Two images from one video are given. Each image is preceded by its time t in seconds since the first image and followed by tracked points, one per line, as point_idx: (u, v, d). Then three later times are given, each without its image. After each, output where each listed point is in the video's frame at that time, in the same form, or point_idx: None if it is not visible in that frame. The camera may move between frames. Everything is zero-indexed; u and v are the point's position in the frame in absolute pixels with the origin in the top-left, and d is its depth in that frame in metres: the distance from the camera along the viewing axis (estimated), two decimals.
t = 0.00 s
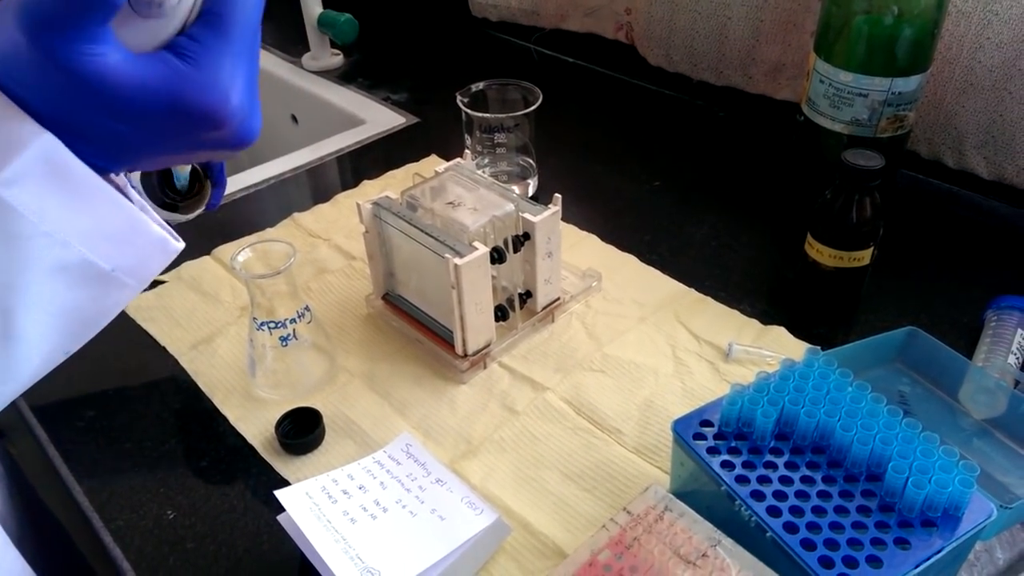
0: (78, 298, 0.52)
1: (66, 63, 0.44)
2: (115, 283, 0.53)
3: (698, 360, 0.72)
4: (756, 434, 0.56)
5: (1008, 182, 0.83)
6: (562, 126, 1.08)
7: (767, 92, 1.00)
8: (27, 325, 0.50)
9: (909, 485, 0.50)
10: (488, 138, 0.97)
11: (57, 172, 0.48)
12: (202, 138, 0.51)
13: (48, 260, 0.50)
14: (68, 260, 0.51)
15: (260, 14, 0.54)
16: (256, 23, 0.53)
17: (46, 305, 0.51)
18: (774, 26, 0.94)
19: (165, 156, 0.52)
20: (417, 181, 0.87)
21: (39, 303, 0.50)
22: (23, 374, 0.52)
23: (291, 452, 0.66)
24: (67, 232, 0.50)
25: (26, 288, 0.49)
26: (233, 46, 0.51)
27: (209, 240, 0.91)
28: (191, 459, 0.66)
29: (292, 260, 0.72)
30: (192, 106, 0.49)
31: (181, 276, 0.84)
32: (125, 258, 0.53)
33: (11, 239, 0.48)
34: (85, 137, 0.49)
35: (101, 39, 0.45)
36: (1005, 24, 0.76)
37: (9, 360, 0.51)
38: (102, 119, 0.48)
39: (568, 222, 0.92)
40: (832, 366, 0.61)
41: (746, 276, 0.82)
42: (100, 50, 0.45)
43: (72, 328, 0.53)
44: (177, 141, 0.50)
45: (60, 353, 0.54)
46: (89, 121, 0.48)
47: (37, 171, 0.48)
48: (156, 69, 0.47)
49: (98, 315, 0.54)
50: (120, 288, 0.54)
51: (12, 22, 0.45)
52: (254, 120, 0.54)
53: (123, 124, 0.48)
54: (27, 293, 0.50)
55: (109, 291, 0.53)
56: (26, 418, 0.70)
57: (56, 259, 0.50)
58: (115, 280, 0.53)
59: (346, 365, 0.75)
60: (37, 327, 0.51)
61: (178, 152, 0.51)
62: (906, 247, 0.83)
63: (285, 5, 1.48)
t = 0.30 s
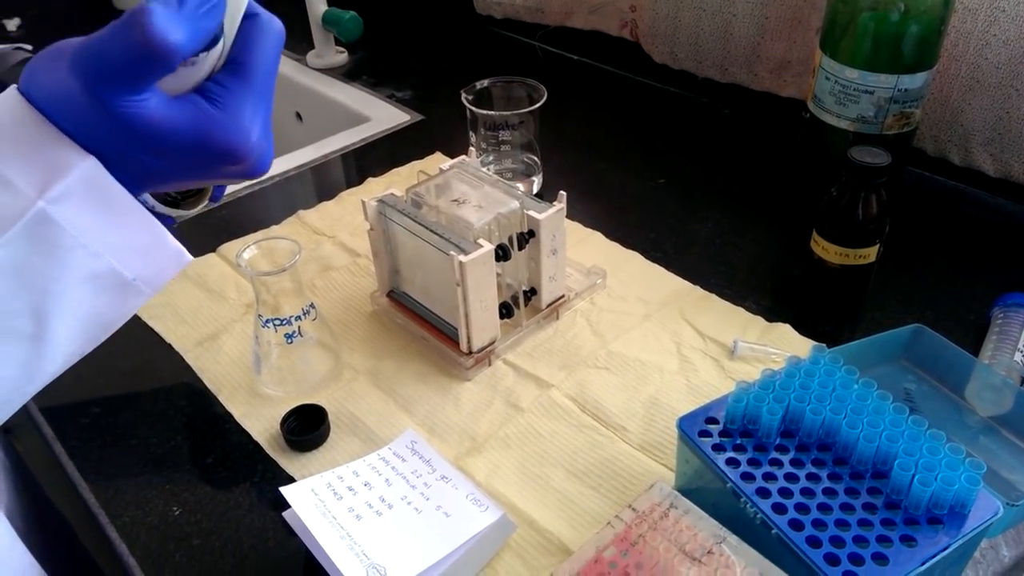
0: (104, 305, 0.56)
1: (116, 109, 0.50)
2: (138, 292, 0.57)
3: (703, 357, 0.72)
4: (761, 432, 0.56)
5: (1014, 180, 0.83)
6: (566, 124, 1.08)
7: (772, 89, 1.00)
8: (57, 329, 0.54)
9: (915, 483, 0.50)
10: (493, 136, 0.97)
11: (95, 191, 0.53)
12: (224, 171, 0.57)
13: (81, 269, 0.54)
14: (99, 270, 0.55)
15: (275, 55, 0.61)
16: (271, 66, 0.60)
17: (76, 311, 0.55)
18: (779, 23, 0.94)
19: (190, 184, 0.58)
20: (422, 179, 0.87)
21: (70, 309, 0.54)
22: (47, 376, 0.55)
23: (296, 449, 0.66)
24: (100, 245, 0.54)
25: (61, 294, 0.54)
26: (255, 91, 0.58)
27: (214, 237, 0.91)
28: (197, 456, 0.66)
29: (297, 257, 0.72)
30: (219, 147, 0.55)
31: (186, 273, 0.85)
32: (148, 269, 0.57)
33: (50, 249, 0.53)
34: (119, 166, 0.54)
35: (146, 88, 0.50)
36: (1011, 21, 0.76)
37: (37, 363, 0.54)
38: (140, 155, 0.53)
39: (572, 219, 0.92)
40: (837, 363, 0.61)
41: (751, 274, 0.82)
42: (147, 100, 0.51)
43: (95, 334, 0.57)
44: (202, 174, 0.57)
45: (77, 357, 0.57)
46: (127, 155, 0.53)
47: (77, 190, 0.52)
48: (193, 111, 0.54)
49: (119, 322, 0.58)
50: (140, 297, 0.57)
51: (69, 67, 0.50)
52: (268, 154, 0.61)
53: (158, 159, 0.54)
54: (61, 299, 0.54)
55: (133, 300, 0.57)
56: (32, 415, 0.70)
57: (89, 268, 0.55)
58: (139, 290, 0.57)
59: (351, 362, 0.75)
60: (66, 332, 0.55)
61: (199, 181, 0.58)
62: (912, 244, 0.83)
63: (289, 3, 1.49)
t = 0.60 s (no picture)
0: (107, 302, 0.56)
1: (118, 104, 0.50)
2: (141, 289, 0.57)
3: (706, 354, 0.72)
4: (764, 429, 0.56)
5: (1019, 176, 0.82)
6: (569, 120, 1.08)
7: (776, 85, 0.99)
8: (61, 324, 0.54)
9: (918, 480, 0.50)
10: (495, 132, 0.97)
11: (99, 187, 0.53)
12: (226, 172, 0.57)
13: (84, 265, 0.54)
14: (102, 265, 0.55)
15: (276, 58, 0.61)
16: (272, 68, 0.60)
17: (78, 307, 0.55)
18: (783, 19, 0.94)
19: (192, 183, 0.58)
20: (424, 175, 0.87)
21: (73, 305, 0.54)
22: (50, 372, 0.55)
23: (299, 445, 0.66)
24: (102, 240, 0.54)
25: (62, 289, 0.54)
26: (257, 91, 0.58)
27: (216, 233, 0.91)
28: (200, 453, 0.66)
29: (299, 253, 0.72)
30: (221, 145, 0.55)
31: (189, 270, 0.85)
32: (151, 266, 0.56)
33: (54, 245, 0.53)
34: (122, 163, 0.54)
35: (149, 86, 0.50)
36: (1016, 16, 0.76)
37: (40, 357, 0.54)
38: (143, 152, 0.53)
39: (575, 215, 0.91)
40: (840, 360, 0.61)
41: (754, 271, 0.81)
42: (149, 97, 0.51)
43: (98, 330, 0.57)
44: (204, 174, 0.56)
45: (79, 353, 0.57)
46: (130, 152, 0.53)
47: (81, 186, 0.53)
48: (195, 109, 0.54)
49: (122, 318, 0.58)
50: (142, 294, 0.57)
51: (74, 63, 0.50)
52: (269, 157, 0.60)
53: (160, 157, 0.54)
54: (64, 295, 0.54)
55: (135, 297, 0.57)
56: (35, 412, 0.70)
57: (92, 265, 0.55)
58: (141, 287, 0.57)
59: (354, 358, 0.75)
60: (69, 328, 0.55)
61: (202, 181, 0.57)
62: (916, 240, 0.83)
63: None
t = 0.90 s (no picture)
0: (98, 299, 0.56)
1: (106, 97, 0.50)
2: (131, 286, 0.57)
3: (703, 352, 0.72)
4: (760, 426, 0.56)
5: (1016, 172, 0.82)
6: (566, 117, 1.08)
7: (772, 82, 0.99)
8: (51, 322, 0.54)
9: (914, 477, 0.50)
10: (492, 130, 0.97)
11: (89, 184, 0.53)
12: (217, 167, 0.56)
13: (73, 262, 0.54)
14: (92, 262, 0.55)
15: (269, 53, 0.61)
16: (264, 63, 0.60)
17: (69, 304, 0.55)
18: (780, 16, 0.94)
19: (184, 179, 0.57)
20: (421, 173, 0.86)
21: (64, 302, 0.54)
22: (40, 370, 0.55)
23: (295, 444, 0.66)
24: (92, 237, 0.54)
25: (53, 286, 0.53)
26: (249, 86, 0.58)
27: (213, 232, 0.91)
28: (196, 452, 0.66)
29: (295, 252, 0.72)
30: (212, 138, 0.54)
31: (185, 269, 0.84)
32: (141, 263, 0.56)
33: (43, 242, 0.53)
34: (113, 158, 0.54)
35: (138, 79, 0.50)
36: (1013, 12, 0.76)
37: (31, 356, 0.54)
38: (133, 147, 0.53)
39: (572, 213, 0.91)
40: (837, 357, 0.61)
41: (751, 268, 0.81)
42: (137, 89, 0.50)
43: (88, 328, 0.57)
44: (195, 168, 0.56)
45: (70, 350, 0.57)
46: (120, 148, 0.53)
47: (71, 183, 0.53)
48: (185, 104, 0.53)
49: (113, 316, 0.57)
50: (133, 291, 0.57)
51: (61, 58, 0.50)
52: (260, 152, 0.60)
53: (151, 152, 0.54)
54: (55, 292, 0.54)
55: (126, 294, 0.57)
56: (31, 411, 0.70)
57: (82, 261, 0.54)
58: (132, 284, 0.57)
59: (350, 357, 0.75)
60: (60, 326, 0.55)
61: (194, 177, 0.57)
62: (913, 237, 0.83)
63: None
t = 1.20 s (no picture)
0: (95, 307, 0.56)
1: (102, 107, 0.50)
2: (128, 294, 0.57)
3: (701, 357, 0.72)
4: (758, 432, 0.56)
5: (1013, 177, 0.83)
6: (564, 123, 1.08)
7: (769, 87, 1.00)
8: (48, 330, 0.54)
9: (912, 483, 0.50)
10: (490, 135, 0.97)
11: (84, 192, 0.53)
12: (213, 174, 0.57)
13: (70, 270, 0.54)
14: (89, 270, 0.54)
15: (264, 61, 0.61)
16: (259, 70, 0.60)
17: (66, 313, 0.54)
18: (777, 22, 0.94)
19: (180, 186, 0.58)
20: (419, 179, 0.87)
21: (60, 311, 0.54)
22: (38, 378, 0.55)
23: (294, 450, 0.66)
24: (89, 245, 0.54)
25: (50, 295, 0.53)
26: (244, 93, 0.58)
27: (212, 237, 0.91)
28: (195, 458, 0.66)
29: (294, 258, 0.72)
30: (208, 145, 0.55)
31: (183, 274, 0.85)
32: (138, 270, 0.56)
33: (39, 250, 0.52)
34: (110, 166, 0.54)
35: (135, 89, 0.50)
36: (1009, 18, 0.76)
37: (28, 363, 0.54)
38: (130, 156, 0.53)
39: (570, 219, 0.91)
40: (835, 363, 0.61)
41: (749, 273, 0.82)
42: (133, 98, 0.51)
43: (85, 336, 0.56)
44: (191, 176, 0.56)
45: (68, 357, 0.56)
46: (117, 156, 0.53)
47: (67, 191, 0.53)
48: (181, 112, 0.54)
49: (110, 324, 0.57)
50: (130, 299, 0.57)
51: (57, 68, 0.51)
52: (257, 159, 0.60)
53: (148, 160, 0.54)
54: (51, 300, 0.53)
55: (123, 301, 0.57)
56: (29, 417, 0.70)
57: (78, 270, 0.54)
58: (129, 292, 0.57)
59: (349, 362, 0.75)
60: (56, 334, 0.54)
61: (190, 183, 0.57)
62: (910, 242, 0.83)
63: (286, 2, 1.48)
